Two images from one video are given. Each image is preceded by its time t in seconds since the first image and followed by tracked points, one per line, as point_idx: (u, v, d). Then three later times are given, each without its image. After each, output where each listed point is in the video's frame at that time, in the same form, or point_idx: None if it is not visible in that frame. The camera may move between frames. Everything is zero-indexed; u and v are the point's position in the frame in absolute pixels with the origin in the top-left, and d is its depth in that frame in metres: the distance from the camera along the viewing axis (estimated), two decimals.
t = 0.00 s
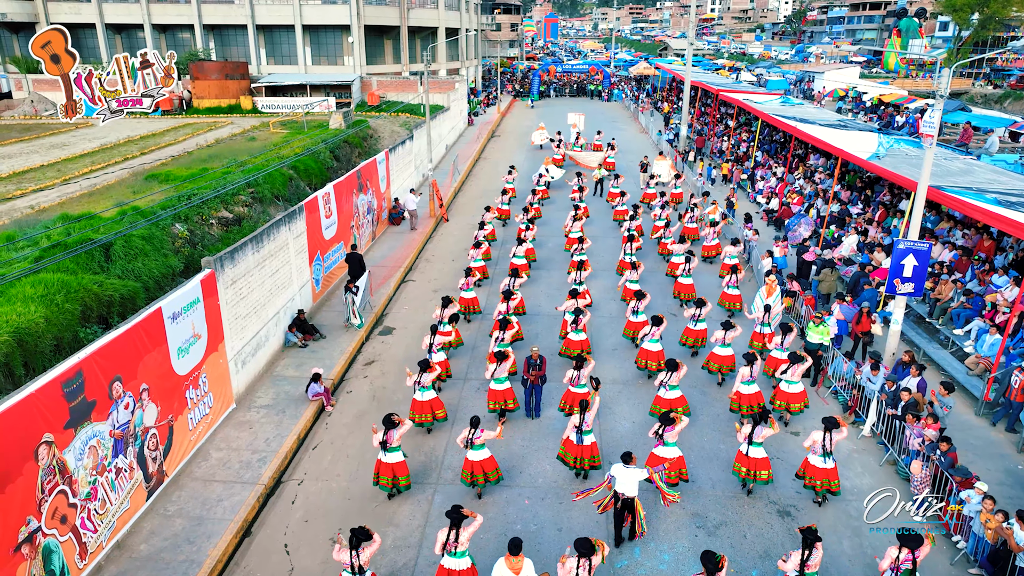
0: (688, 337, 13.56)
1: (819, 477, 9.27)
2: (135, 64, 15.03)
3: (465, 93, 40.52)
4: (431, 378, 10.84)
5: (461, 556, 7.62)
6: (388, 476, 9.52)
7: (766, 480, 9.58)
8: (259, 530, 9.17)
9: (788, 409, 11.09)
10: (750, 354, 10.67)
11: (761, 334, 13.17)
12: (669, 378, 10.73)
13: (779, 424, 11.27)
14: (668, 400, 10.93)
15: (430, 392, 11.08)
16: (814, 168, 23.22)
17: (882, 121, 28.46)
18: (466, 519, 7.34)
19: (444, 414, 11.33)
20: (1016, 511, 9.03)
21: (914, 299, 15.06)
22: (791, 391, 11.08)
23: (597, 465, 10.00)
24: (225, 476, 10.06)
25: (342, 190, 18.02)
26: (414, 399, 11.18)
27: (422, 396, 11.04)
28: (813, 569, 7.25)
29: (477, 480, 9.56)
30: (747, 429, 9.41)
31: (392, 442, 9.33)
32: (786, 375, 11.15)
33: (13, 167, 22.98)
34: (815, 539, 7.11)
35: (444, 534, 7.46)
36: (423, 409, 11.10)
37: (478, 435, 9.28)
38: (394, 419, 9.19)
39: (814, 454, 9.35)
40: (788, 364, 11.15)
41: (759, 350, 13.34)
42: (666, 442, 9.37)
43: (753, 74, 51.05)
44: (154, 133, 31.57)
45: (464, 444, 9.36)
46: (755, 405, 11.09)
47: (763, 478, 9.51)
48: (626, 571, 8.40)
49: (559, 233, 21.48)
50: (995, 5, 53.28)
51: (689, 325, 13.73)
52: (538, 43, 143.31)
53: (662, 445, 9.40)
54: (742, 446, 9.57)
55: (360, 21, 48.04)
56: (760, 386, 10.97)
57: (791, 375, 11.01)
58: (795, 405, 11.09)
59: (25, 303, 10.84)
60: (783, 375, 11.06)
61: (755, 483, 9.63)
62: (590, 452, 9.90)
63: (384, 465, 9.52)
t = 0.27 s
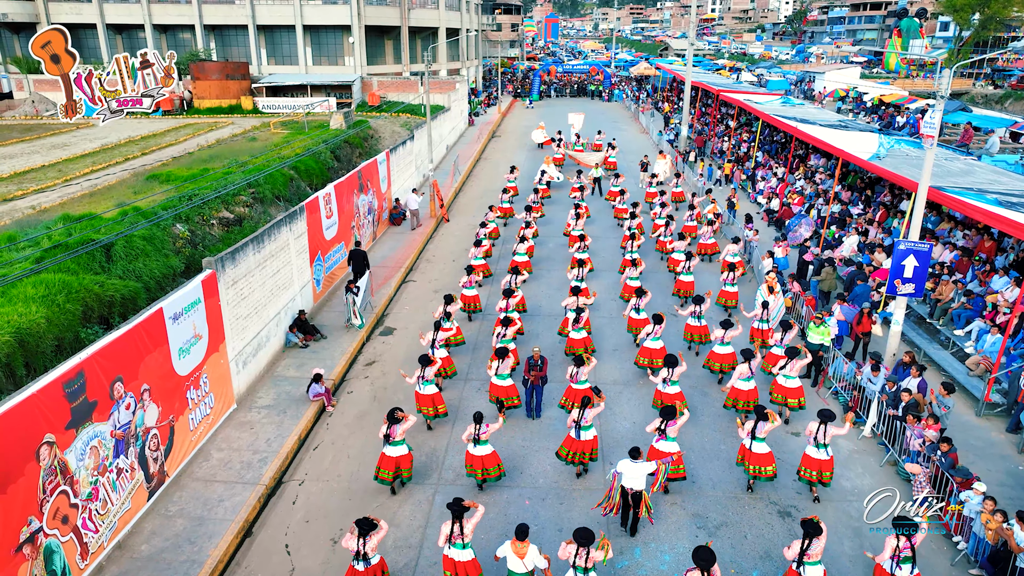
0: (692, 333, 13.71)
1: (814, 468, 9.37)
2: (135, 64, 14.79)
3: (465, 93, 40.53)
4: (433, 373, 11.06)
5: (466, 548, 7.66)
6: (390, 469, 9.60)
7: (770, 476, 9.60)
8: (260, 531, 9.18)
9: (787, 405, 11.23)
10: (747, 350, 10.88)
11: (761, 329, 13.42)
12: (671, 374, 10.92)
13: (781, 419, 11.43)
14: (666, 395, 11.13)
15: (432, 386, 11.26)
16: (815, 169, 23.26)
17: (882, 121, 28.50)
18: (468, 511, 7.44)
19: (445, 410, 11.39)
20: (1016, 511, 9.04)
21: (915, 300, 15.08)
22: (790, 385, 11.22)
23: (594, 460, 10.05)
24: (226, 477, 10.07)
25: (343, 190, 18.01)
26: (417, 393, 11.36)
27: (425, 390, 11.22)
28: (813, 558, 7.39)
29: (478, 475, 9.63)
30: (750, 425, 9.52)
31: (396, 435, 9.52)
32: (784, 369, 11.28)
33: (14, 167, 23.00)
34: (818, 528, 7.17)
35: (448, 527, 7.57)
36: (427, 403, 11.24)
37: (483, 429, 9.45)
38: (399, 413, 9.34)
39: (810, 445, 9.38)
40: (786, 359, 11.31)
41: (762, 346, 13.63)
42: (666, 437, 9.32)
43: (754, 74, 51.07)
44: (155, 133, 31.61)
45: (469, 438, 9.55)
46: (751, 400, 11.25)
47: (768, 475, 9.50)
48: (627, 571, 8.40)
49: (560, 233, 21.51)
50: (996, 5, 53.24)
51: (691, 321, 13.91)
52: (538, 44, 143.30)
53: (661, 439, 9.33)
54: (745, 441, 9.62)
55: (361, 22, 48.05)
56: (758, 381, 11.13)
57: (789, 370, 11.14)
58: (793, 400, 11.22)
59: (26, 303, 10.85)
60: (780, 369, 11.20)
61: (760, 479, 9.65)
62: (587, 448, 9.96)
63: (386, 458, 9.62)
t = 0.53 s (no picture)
0: (689, 330, 13.98)
1: (810, 459, 9.60)
2: (135, 64, 14.36)
3: (466, 93, 40.54)
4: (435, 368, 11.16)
5: (468, 539, 7.79)
6: (396, 461, 9.74)
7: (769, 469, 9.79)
8: (261, 530, 9.20)
9: (783, 400, 11.52)
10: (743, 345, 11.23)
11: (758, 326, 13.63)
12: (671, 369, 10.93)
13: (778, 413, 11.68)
14: (664, 390, 11.20)
15: (433, 381, 11.41)
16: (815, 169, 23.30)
17: (883, 121, 28.52)
18: (470, 505, 7.55)
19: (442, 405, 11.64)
20: (1016, 511, 9.05)
21: (915, 300, 15.08)
22: (786, 381, 11.49)
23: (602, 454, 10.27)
24: (227, 477, 10.08)
25: (343, 190, 18.02)
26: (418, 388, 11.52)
27: (426, 385, 11.38)
28: (816, 550, 7.51)
29: (476, 467, 9.76)
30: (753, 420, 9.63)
31: (399, 429, 9.58)
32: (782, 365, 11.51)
33: (16, 167, 23.02)
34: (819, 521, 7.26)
35: (450, 517, 7.71)
36: (427, 399, 11.41)
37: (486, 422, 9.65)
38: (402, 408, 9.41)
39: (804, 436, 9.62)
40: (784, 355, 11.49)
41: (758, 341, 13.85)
42: (667, 430, 9.61)
43: (755, 74, 51.08)
44: (156, 133, 31.63)
45: (470, 431, 9.68)
46: (749, 395, 11.47)
47: (767, 467, 9.72)
48: (627, 571, 8.41)
49: (561, 233, 21.53)
50: (997, 6, 53.14)
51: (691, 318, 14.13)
52: (539, 44, 143.27)
53: (662, 433, 9.63)
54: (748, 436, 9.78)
55: (362, 22, 48.06)
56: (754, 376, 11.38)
57: (786, 366, 11.35)
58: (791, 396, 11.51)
59: (27, 303, 10.86)
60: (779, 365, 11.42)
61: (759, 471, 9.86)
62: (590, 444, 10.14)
63: (391, 452, 9.73)
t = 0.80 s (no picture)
0: (688, 327, 13.97)
1: (807, 451, 9.73)
2: (134, 64, 14.06)
3: (467, 94, 40.58)
4: (436, 365, 11.23)
5: (472, 533, 8.01)
6: (399, 457, 9.84)
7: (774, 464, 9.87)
8: (263, 530, 9.21)
9: (781, 396, 11.49)
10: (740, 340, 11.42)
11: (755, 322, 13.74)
12: (669, 365, 11.00)
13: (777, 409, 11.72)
14: (664, 386, 11.17)
15: (435, 376, 11.49)
16: (816, 169, 23.34)
17: (884, 121, 28.56)
18: (475, 499, 7.67)
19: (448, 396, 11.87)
20: (1016, 512, 9.06)
21: (916, 301, 15.09)
22: (786, 377, 11.46)
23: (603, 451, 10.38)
24: (229, 477, 10.10)
25: (344, 190, 18.03)
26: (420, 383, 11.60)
27: (428, 380, 11.46)
28: (816, 541, 7.52)
29: (486, 464, 9.90)
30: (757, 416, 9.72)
31: (402, 425, 9.68)
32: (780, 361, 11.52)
33: (16, 167, 23.04)
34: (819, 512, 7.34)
35: (455, 511, 7.81)
36: (428, 394, 11.54)
37: (488, 419, 9.73)
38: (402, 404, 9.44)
39: (801, 429, 9.80)
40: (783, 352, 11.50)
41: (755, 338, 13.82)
42: (667, 424, 9.66)
43: (756, 75, 51.12)
44: (157, 133, 31.66)
45: (473, 428, 9.75)
46: (747, 388, 11.63)
47: (771, 462, 9.80)
48: (628, 571, 8.43)
49: (562, 233, 21.57)
50: (998, 6, 53.06)
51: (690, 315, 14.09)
52: (540, 44, 143.29)
53: (662, 427, 9.67)
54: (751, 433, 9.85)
55: (363, 22, 48.09)
56: (752, 371, 11.50)
57: (785, 363, 11.37)
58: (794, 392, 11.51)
59: (29, 304, 10.87)
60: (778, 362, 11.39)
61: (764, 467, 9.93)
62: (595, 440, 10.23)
63: (394, 447, 9.83)
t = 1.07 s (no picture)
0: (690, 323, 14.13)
1: (807, 445, 9.85)
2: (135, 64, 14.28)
3: (468, 94, 40.59)
4: (439, 360, 11.40)
5: (474, 525, 8.02)
6: (401, 450, 9.98)
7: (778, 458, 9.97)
8: (264, 530, 9.22)
9: (781, 391, 11.67)
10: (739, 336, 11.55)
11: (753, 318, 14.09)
12: (667, 360, 11.18)
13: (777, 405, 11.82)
14: (666, 380, 11.41)
15: (437, 371, 11.61)
16: (816, 169, 23.36)
17: (885, 121, 28.56)
18: (479, 490, 7.79)
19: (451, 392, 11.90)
20: (1018, 512, 9.06)
21: (918, 301, 15.09)
22: (786, 372, 11.61)
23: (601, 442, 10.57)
24: (230, 477, 10.11)
25: (345, 190, 18.02)
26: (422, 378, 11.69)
27: (430, 375, 11.57)
28: (816, 531, 7.77)
29: (495, 457, 9.96)
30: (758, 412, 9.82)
31: (405, 418, 9.79)
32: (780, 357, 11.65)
33: (17, 167, 23.06)
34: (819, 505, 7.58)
35: (458, 504, 7.93)
36: (432, 388, 11.64)
37: (493, 412, 9.74)
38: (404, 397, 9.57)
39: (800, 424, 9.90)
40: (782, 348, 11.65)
41: (753, 333, 14.16)
42: (667, 416, 9.73)
43: (756, 75, 51.11)
44: (158, 133, 31.67)
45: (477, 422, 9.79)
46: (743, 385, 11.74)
47: (775, 456, 9.91)
48: (629, 571, 8.43)
49: (563, 233, 21.59)
50: (999, 6, 52.97)
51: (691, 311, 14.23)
52: (540, 44, 143.29)
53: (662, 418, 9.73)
54: (752, 427, 9.99)
55: (363, 22, 48.09)
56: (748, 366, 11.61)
57: (784, 358, 11.52)
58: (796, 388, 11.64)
59: (30, 304, 10.88)
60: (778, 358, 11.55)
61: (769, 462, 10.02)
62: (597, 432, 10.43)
63: (397, 440, 9.97)
